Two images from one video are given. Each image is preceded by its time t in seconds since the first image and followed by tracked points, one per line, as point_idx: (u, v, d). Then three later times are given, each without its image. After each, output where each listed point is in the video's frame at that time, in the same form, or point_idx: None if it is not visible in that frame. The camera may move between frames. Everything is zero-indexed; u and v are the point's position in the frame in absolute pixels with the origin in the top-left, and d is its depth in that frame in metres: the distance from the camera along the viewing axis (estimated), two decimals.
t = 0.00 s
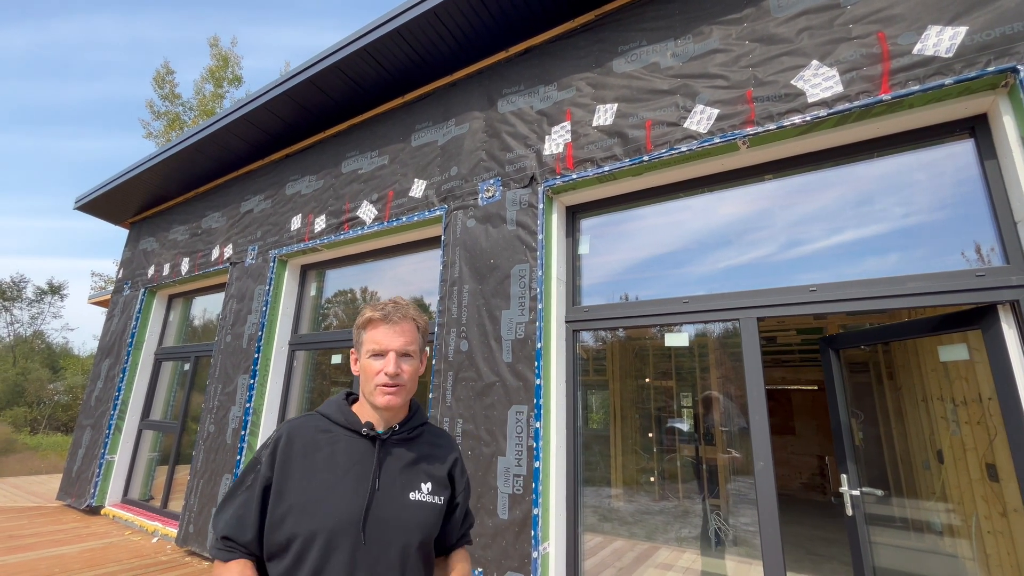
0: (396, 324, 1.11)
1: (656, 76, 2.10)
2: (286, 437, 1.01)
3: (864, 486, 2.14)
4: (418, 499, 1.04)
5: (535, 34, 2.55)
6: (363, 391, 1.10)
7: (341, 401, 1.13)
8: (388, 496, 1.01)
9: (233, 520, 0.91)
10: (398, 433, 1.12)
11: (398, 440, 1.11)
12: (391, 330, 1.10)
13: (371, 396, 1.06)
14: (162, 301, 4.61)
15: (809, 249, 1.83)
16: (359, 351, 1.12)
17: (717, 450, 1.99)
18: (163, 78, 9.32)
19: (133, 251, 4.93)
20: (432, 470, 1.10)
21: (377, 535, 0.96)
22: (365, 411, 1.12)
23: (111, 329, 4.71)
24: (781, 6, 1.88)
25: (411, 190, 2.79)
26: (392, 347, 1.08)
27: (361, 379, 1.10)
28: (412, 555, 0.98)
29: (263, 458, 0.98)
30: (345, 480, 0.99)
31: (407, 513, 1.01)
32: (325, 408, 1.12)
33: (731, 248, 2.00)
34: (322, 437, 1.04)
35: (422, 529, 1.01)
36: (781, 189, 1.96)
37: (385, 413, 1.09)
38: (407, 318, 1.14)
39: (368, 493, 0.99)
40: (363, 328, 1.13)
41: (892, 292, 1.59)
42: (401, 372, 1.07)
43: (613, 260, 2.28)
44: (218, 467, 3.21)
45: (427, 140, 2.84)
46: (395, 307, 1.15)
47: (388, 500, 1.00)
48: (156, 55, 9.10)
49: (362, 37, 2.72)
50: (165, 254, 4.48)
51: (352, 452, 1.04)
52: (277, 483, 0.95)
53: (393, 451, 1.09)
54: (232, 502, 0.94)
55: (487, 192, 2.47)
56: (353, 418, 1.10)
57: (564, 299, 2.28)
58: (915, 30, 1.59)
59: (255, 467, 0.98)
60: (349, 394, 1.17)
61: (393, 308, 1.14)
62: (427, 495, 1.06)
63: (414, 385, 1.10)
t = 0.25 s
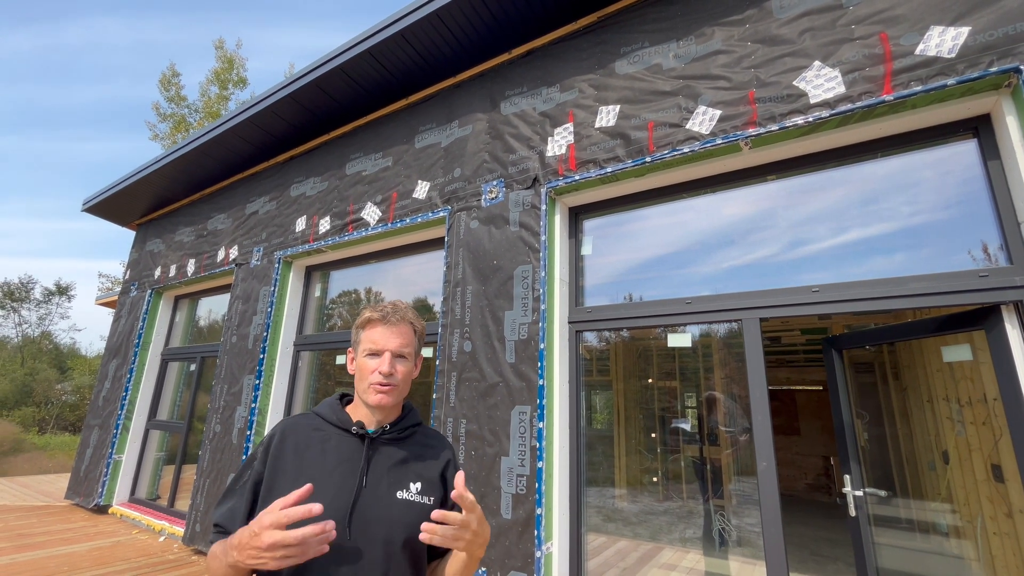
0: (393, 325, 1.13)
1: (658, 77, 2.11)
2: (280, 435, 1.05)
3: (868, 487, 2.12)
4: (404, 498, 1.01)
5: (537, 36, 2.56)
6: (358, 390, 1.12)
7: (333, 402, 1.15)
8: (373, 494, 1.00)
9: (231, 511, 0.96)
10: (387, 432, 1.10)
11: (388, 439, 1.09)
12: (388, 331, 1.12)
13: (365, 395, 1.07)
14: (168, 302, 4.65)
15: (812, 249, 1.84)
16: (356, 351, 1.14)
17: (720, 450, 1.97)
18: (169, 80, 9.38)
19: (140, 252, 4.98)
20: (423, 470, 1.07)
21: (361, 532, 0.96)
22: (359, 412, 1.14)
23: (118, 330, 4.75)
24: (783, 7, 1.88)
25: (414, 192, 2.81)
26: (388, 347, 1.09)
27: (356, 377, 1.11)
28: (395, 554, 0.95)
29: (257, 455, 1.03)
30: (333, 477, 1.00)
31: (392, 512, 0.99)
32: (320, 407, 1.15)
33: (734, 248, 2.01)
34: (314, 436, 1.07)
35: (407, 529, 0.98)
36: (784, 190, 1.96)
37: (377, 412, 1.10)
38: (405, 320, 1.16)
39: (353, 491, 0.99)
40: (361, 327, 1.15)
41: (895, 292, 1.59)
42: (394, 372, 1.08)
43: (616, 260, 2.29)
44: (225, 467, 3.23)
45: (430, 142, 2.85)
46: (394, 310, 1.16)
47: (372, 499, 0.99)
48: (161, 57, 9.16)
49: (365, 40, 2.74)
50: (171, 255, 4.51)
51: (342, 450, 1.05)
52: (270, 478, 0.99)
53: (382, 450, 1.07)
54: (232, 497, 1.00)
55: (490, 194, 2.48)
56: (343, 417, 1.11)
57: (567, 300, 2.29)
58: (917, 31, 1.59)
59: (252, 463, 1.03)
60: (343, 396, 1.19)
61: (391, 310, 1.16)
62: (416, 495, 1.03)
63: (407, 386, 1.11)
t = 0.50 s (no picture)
0: (393, 328, 1.14)
1: (661, 78, 2.12)
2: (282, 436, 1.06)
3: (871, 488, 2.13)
4: (403, 499, 1.02)
5: (540, 38, 2.58)
6: (358, 392, 1.12)
7: (335, 404, 1.16)
8: (372, 495, 1.01)
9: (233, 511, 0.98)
10: (387, 434, 1.11)
11: (388, 440, 1.10)
12: (388, 334, 1.13)
13: (364, 397, 1.08)
14: (174, 303, 4.69)
15: (816, 250, 1.84)
16: (356, 353, 1.15)
17: (724, 451, 1.97)
18: (174, 82, 9.45)
19: (146, 253, 5.02)
20: (422, 471, 1.08)
21: (360, 532, 0.97)
22: (361, 414, 1.16)
23: (124, 331, 4.79)
24: (786, 8, 1.89)
25: (418, 194, 2.82)
26: (388, 349, 1.10)
27: (356, 379, 1.12)
28: (394, 555, 0.97)
29: (260, 456, 1.04)
30: (333, 478, 1.01)
31: (390, 513, 1.00)
32: (321, 409, 1.16)
33: (737, 249, 2.01)
34: (316, 437, 1.08)
35: (406, 530, 0.99)
36: (788, 191, 1.96)
37: (376, 414, 1.10)
38: (404, 323, 1.17)
39: (352, 492, 1.00)
40: (361, 330, 1.17)
41: (899, 293, 1.59)
42: (394, 374, 1.09)
43: (619, 261, 2.30)
44: (230, 467, 3.26)
45: (434, 144, 2.87)
46: (394, 313, 1.18)
47: (371, 499, 1.00)
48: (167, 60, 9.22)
49: (370, 43, 2.76)
50: (177, 257, 4.55)
51: (342, 450, 1.06)
52: (271, 478, 1.00)
53: (381, 451, 1.08)
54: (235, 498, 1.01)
55: (494, 195, 2.49)
56: (343, 419, 1.12)
57: (569, 301, 2.29)
58: (921, 32, 1.59)
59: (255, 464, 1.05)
60: (344, 398, 1.20)
61: (391, 313, 1.17)
62: (415, 496, 1.04)
63: (407, 388, 1.11)
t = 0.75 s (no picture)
0: (395, 333, 1.14)
1: (663, 80, 2.12)
2: (287, 440, 1.07)
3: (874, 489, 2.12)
4: (405, 501, 1.02)
5: (543, 40, 2.58)
6: (360, 397, 1.13)
7: (339, 407, 1.16)
8: (375, 498, 1.02)
9: (240, 514, 0.99)
10: (391, 436, 1.12)
11: (391, 443, 1.11)
12: (389, 339, 1.13)
13: (367, 403, 1.09)
14: (178, 304, 4.71)
15: (818, 252, 1.84)
16: (358, 357, 1.16)
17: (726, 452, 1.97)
18: (178, 84, 9.49)
19: (150, 255, 5.05)
20: (425, 473, 1.08)
21: (363, 535, 0.97)
22: (363, 417, 1.16)
23: (129, 332, 4.81)
24: (788, 10, 1.89)
25: (420, 195, 2.83)
26: (390, 355, 1.11)
27: (358, 384, 1.13)
28: (397, 557, 0.97)
29: (265, 459, 1.05)
30: (336, 481, 1.02)
31: (393, 516, 1.00)
32: (325, 412, 1.17)
33: (738, 250, 2.01)
34: (320, 439, 1.09)
35: (409, 532, 0.99)
36: (790, 192, 1.96)
37: (379, 419, 1.11)
38: (406, 328, 1.17)
39: (355, 494, 1.01)
40: (363, 335, 1.17)
41: (901, 294, 1.59)
42: (396, 380, 1.09)
43: (621, 263, 2.30)
44: (234, 468, 3.27)
45: (436, 145, 2.88)
46: (396, 317, 1.17)
47: (374, 502, 1.01)
48: (170, 62, 9.26)
49: (373, 45, 2.77)
50: (181, 258, 4.57)
51: (346, 453, 1.07)
52: (276, 481, 1.01)
53: (384, 454, 1.09)
54: (243, 501, 1.03)
55: (496, 197, 2.50)
56: (348, 422, 1.12)
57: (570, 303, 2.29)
58: (923, 33, 1.59)
59: (261, 467, 1.06)
60: (348, 399, 1.21)
61: (393, 317, 1.17)
62: (417, 498, 1.04)
63: (409, 393, 1.12)
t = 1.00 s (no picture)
0: (426, 319, 1.15)
1: (659, 65, 2.11)
2: (325, 429, 1.07)
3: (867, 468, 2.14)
4: (449, 482, 1.06)
5: (538, 25, 2.56)
6: (396, 382, 1.14)
7: (372, 394, 1.18)
8: (421, 480, 1.04)
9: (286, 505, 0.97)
10: (428, 420, 1.14)
11: (428, 427, 1.13)
12: (420, 325, 1.14)
13: (402, 387, 1.10)
14: (176, 298, 4.71)
15: (814, 235, 1.85)
16: (390, 344, 1.17)
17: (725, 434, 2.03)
18: (167, 76, 9.34)
19: (146, 250, 5.03)
20: (463, 454, 1.11)
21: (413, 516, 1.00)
22: (397, 402, 1.17)
23: (128, 327, 4.81)
24: None
25: (417, 185, 2.83)
26: (421, 340, 1.12)
27: (393, 370, 1.14)
28: (447, 534, 1.01)
29: (304, 450, 1.04)
30: (382, 466, 1.03)
31: (439, 495, 1.03)
32: (357, 400, 1.17)
33: (735, 235, 2.03)
34: (358, 427, 1.09)
35: (455, 511, 1.03)
36: (787, 176, 1.97)
37: (415, 404, 1.12)
38: (435, 312, 1.18)
39: (403, 477, 1.03)
40: (393, 322, 1.18)
41: (897, 276, 1.61)
42: (429, 364, 1.11)
43: (619, 249, 2.31)
44: (238, 459, 3.30)
45: (433, 134, 2.87)
46: (424, 303, 1.18)
47: (421, 484, 1.03)
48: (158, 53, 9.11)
49: (366, 33, 2.74)
50: (177, 252, 4.55)
51: (387, 438, 1.08)
52: (320, 470, 1.00)
53: (424, 437, 1.11)
54: (283, 494, 1.00)
55: (493, 185, 2.50)
56: (384, 408, 1.14)
57: (569, 290, 2.31)
58: (919, 14, 1.59)
59: (299, 458, 1.04)
60: (381, 387, 1.22)
61: (421, 303, 1.18)
62: (460, 478, 1.07)
63: (442, 376, 1.13)
